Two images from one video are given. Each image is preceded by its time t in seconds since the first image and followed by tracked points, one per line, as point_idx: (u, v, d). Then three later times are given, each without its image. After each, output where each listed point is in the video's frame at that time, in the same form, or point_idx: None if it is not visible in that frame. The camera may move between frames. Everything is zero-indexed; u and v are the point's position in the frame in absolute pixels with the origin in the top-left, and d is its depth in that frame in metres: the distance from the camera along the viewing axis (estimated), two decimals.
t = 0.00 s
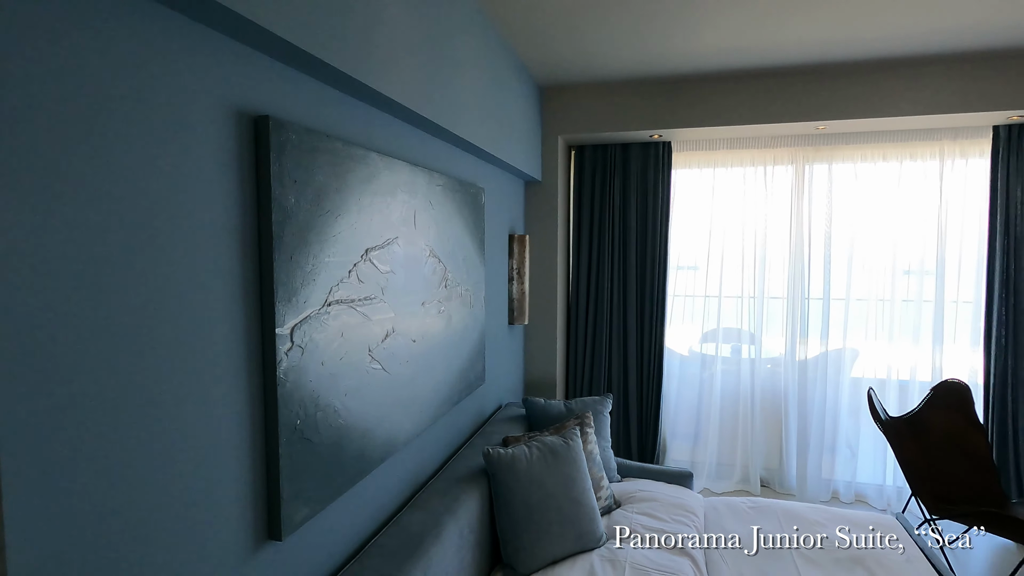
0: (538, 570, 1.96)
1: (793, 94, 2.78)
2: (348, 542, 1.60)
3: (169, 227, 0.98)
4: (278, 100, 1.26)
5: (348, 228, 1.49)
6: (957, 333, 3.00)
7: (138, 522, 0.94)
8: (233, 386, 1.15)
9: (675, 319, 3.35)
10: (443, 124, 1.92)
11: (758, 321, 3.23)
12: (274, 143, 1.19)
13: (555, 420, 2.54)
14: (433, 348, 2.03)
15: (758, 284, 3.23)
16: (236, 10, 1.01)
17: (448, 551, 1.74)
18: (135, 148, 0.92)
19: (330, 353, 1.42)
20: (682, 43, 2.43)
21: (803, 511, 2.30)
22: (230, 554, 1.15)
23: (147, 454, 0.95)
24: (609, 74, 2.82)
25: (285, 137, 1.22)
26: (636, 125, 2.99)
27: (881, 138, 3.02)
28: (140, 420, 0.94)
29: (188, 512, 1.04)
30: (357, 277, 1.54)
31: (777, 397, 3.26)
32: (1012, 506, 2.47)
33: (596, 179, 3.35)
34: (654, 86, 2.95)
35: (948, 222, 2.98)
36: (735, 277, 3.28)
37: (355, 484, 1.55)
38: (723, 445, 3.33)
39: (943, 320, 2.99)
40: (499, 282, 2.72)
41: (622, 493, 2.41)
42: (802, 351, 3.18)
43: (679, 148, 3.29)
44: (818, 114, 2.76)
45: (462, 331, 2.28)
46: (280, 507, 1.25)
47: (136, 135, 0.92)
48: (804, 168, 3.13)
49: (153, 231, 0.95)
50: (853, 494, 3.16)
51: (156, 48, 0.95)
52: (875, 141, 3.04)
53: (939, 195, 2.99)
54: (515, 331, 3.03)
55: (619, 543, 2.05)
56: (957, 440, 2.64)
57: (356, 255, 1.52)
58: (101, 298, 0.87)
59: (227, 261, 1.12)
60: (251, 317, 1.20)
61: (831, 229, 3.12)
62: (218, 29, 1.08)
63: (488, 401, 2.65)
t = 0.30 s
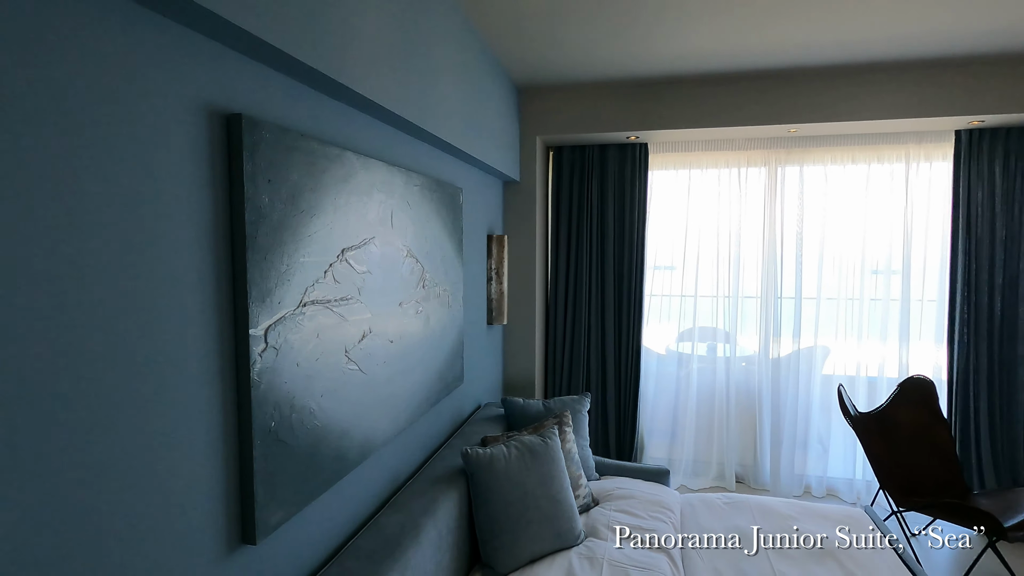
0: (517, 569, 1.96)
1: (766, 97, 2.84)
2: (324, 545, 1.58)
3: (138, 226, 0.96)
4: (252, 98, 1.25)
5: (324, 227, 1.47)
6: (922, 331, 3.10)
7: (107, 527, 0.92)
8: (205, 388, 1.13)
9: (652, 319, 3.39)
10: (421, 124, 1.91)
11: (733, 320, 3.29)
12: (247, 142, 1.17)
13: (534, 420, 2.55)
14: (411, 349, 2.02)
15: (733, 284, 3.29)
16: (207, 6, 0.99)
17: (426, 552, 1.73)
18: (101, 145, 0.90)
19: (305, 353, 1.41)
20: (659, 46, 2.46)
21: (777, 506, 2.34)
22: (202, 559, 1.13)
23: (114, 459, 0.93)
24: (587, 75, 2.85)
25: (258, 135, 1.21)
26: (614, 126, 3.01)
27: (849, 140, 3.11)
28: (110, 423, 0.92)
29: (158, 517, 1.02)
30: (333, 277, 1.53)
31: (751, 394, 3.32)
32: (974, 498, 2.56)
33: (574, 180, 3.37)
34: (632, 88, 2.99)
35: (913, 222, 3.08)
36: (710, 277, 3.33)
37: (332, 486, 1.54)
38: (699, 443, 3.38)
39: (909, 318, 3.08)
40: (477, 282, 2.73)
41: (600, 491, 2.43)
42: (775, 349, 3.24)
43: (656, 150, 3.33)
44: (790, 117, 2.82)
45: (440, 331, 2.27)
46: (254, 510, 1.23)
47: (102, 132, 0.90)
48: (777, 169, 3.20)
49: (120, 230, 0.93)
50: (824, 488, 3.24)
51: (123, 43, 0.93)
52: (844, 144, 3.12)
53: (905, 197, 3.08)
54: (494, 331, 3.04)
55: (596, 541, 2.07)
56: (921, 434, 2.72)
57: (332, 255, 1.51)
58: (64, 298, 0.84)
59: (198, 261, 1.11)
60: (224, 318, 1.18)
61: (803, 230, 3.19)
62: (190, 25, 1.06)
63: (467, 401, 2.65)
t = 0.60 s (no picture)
0: (496, 569, 1.97)
1: (741, 100, 2.88)
2: (300, 550, 1.56)
3: (106, 227, 0.95)
4: (225, 96, 1.23)
5: (300, 228, 1.46)
6: (891, 329, 3.18)
7: (75, 533, 0.90)
8: (177, 391, 1.11)
9: (631, 318, 3.43)
10: (399, 124, 1.91)
11: (709, 319, 3.34)
12: (219, 141, 1.16)
13: (514, 420, 2.56)
14: (390, 350, 2.01)
15: (709, 283, 3.34)
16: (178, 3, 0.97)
17: (405, 554, 1.73)
18: (68, 143, 0.88)
19: (281, 355, 1.39)
20: (636, 48, 2.48)
21: (753, 502, 2.38)
22: (174, 565, 1.11)
23: (82, 464, 0.91)
24: (566, 76, 2.86)
25: (231, 134, 1.19)
26: (593, 128, 3.04)
27: (820, 143, 3.18)
28: (78, 427, 0.90)
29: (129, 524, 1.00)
30: (310, 278, 1.51)
31: (727, 392, 3.38)
32: (941, 491, 2.64)
33: (553, 180, 3.39)
34: (610, 90, 3.01)
35: (882, 223, 3.16)
36: (687, 277, 3.38)
37: (308, 489, 1.52)
38: (677, 441, 3.42)
39: (878, 317, 3.17)
40: (457, 283, 2.72)
41: (579, 490, 2.45)
42: (750, 347, 3.30)
43: (634, 151, 3.36)
44: (764, 120, 2.87)
45: (419, 332, 2.26)
46: (228, 514, 1.21)
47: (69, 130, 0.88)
48: (752, 171, 3.25)
49: (88, 230, 0.92)
50: (798, 483, 3.31)
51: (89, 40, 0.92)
52: (816, 147, 3.19)
53: (874, 198, 3.16)
54: (474, 331, 3.04)
55: (575, 540, 2.08)
56: (890, 429, 2.80)
57: (308, 256, 1.50)
58: (26, 300, 0.82)
59: (170, 262, 1.09)
60: (197, 320, 1.16)
61: (776, 231, 3.25)
62: (161, 23, 1.05)
63: (447, 401, 2.65)
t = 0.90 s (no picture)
0: (476, 569, 1.97)
1: (717, 102, 2.93)
2: (277, 554, 1.54)
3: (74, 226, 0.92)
4: (198, 93, 1.21)
5: (275, 228, 1.44)
6: (862, 327, 3.26)
7: (43, 540, 0.88)
8: (149, 394, 1.09)
9: (610, 317, 3.45)
10: (377, 123, 1.89)
11: (687, 318, 3.38)
12: (191, 139, 1.13)
13: (494, 420, 2.56)
14: (368, 350, 2.00)
15: (687, 283, 3.38)
16: None
17: (385, 555, 1.72)
18: (33, 140, 0.86)
19: (256, 357, 1.37)
20: (614, 49, 2.50)
21: (729, 498, 2.42)
22: (147, 571, 1.09)
23: (49, 468, 0.89)
24: (546, 77, 2.87)
25: (204, 132, 1.17)
26: (572, 128, 3.05)
27: (793, 145, 3.25)
28: (44, 431, 0.88)
29: (99, 530, 0.98)
30: (286, 278, 1.49)
31: (705, 390, 3.43)
32: (910, 484, 2.72)
33: (532, 180, 3.40)
34: (590, 91, 3.03)
35: (853, 224, 3.24)
36: (665, 277, 3.42)
37: (285, 491, 1.51)
38: (656, 438, 3.46)
39: (850, 315, 3.24)
40: (436, 283, 2.72)
41: (559, 489, 2.46)
42: (727, 346, 3.35)
43: (613, 151, 3.39)
44: (739, 122, 2.92)
45: (398, 332, 2.25)
46: (202, 519, 1.19)
47: (34, 127, 0.86)
48: (728, 172, 3.31)
49: (55, 229, 0.89)
50: (773, 479, 3.37)
51: (55, 34, 0.89)
52: (790, 149, 3.26)
53: (846, 199, 3.23)
54: (454, 331, 3.03)
55: (555, 538, 2.09)
56: (861, 424, 2.87)
57: (284, 256, 1.48)
58: None
59: (141, 262, 1.06)
60: (169, 321, 1.14)
61: (752, 231, 3.31)
62: (131, 18, 1.03)
63: (427, 402, 2.64)
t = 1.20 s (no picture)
0: (456, 570, 1.96)
1: (694, 104, 2.96)
2: (251, 559, 1.51)
3: (34, 225, 0.89)
4: (166, 89, 1.18)
5: (248, 227, 1.41)
6: (834, 324, 3.34)
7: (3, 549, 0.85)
8: (117, 397, 1.06)
9: (589, 317, 3.47)
10: (353, 121, 1.87)
11: (664, 317, 3.42)
12: (160, 136, 1.10)
13: (473, 419, 2.56)
14: (345, 351, 1.98)
15: (664, 282, 3.42)
16: None
17: (362, 558, 1.70)
18: None
19: (229, 359, 1.34)
20: (591, 50, 2.51)
21: (706, 494, 2.46)
22: None
23: (8, 476, 0.86)
24: (524, 76, 2.87)
25: (173, 129, 1.14)
26: (550, 128, 3.06)
27: (767, 146, 3.31)
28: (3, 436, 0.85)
29: (63, 537, 0.95)
30: (259, 278, 1.46)
31: (682, 388, 3.47)
32: (879, 477, 2.80)
33: (511, 179, 3.40)
34: (569, 91, 3.04)
35: (825, 224, 3.31)
36: (643, 276, 3.45)
37: (259, 495, 1.48)
38: (635, 436, 3.50)
39: (822, 313, 3.31)
40: (415, 283, 2.70)
41: (539, 488, 2.46)
42: (704, 344, 3.40)
43: (591, 151, 3.41)
44: (715, 123, 2.95)
45: (376, 332, 2.23)
46: (173, 525, 1.16)
47: None
48: (704, 173, 3.35)
49: (14, 228, 0.86)
50: (749, 474, 3.43)
51: (16, 26, 0.87)
52: (764, 150, 3.31)
53: (818, 200, 3.30)
54: (433, 331, 3.01)
55: (535, 537, 2.09)
56: (833, 419, 2.94)
57: (258, 256, 1.45)
58: None
59: (108, 262, 1.04)
60: (137, 323, 1.11)
61: (728, 230, 3.36)
62: (97, 11, 1.00)
63: (405, 402, 2.62)
